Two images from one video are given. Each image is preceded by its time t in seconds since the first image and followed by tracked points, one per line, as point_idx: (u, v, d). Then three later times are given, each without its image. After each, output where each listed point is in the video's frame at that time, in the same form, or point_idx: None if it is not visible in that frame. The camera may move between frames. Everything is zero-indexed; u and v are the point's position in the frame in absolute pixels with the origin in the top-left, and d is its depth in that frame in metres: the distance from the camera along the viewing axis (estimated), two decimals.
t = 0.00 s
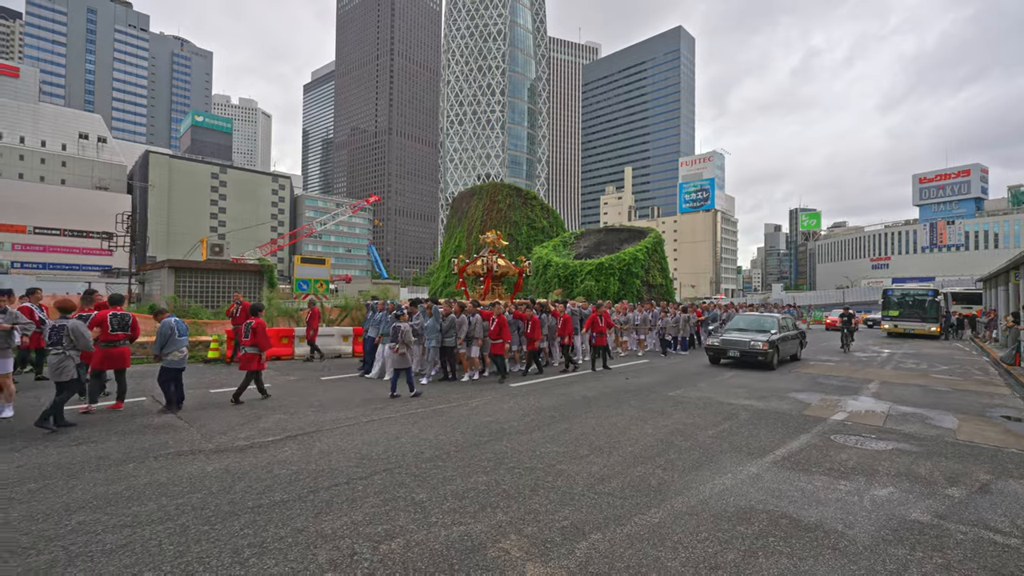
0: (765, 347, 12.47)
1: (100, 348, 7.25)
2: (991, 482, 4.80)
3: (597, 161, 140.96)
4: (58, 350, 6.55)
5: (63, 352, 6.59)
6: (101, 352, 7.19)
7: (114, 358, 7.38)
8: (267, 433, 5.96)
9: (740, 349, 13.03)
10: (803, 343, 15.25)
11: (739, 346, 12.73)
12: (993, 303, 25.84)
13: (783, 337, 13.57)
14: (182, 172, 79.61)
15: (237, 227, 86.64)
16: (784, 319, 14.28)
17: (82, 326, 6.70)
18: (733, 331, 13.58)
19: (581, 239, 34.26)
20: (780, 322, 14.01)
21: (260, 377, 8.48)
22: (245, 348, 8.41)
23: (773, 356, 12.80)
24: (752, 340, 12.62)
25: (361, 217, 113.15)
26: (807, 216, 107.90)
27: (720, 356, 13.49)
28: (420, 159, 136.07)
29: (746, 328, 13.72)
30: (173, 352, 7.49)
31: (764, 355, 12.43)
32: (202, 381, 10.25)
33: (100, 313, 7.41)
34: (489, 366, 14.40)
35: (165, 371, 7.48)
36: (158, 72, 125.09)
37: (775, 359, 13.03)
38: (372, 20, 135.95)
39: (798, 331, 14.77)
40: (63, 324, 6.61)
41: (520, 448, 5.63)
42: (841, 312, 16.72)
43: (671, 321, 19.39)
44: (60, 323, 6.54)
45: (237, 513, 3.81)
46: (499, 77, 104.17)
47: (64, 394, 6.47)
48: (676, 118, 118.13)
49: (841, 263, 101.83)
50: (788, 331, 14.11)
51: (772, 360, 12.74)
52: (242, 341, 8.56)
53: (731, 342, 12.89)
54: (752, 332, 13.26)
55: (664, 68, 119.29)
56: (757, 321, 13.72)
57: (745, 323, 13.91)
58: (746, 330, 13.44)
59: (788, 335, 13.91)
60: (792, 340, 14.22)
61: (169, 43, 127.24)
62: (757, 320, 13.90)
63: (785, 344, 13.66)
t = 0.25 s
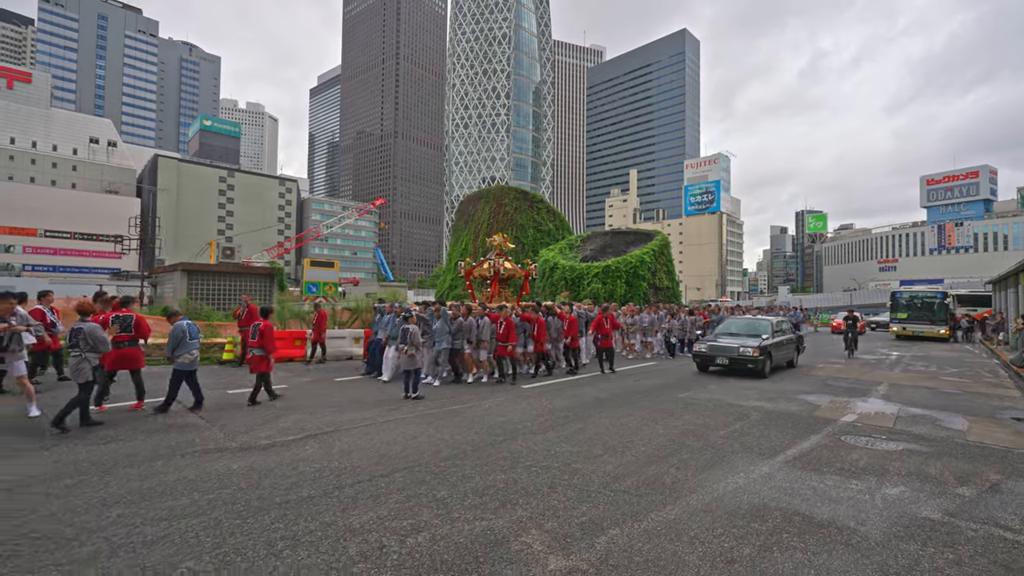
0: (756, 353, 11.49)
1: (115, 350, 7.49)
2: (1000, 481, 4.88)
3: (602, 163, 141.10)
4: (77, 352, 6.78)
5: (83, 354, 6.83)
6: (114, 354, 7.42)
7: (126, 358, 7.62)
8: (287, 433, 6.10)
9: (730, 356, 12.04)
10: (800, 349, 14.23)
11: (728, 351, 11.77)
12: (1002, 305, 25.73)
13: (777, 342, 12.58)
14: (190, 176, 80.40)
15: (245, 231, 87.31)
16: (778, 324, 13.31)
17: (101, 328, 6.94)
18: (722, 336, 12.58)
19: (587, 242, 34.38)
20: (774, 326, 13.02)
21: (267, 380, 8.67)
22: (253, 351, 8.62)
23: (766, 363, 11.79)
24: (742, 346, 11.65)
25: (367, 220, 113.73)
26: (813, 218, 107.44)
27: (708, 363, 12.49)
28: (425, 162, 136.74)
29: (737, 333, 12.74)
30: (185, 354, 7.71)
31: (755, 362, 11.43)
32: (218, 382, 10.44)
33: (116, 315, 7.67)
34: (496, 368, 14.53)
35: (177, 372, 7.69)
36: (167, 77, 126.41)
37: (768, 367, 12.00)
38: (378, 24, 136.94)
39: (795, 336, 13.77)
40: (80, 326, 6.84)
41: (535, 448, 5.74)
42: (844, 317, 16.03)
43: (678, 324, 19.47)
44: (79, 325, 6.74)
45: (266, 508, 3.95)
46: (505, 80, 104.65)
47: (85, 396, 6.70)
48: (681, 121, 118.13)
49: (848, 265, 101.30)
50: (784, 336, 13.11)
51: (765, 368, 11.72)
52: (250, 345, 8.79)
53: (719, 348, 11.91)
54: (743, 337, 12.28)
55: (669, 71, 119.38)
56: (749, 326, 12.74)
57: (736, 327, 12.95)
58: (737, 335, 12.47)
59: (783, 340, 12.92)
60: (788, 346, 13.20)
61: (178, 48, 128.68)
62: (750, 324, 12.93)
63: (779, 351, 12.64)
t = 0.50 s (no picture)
0: (744, 360, 10.55)
1: (126, 353, 7.69)
2: (1009, 481, 4.95)
3: (608, 166, 141.19)
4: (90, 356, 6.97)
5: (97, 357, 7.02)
6: (126, 357, 7.62)
7: (136, 360, 7.81)
8: (307, 432, 6.26)
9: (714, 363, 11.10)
10: (796, 354, 13.24)
11: (712, 359, 10.86)
12: (1012, 308, 25.54)
13: (769, 347, 11.63)
14: (198, 180, 81.14)
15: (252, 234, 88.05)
16: (771, 328, 12.38)
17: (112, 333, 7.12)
18: (709, 341, 11.68)
19: (593, 245, 34.47)
20: (766, 331, 12.03)
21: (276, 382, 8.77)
22: (264, 353, 8.76)
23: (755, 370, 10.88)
24: (727, 352, 10.72)
25: (373, 223, 114.39)
26: (820, 221, 106.93)
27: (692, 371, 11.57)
28: (430, 166, 137.28)
29: (726, 337, 11.80)
30: (194, 356, 7.86)
31: (741, 370, 10.50)
32: (234, 383, 10.61)
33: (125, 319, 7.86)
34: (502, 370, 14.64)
35: (187, 374, 7.85)
36: (175, 82, 127.76)
37: (757, 375, 11.02)
38: (383, 28, 137.75)
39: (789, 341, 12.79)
40: (92, 332, 7.04)
41: (549, 447, 5.85)
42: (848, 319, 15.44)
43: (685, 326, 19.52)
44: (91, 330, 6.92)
45: (294, 504, 4.09)
46: (510, 83, 105.00)
47: (101, 400, 6.92)
48: (686, 123, 118.06)
49: (856, 268, 100.69)
50: (776, 341, 12.17)
51: (754, 376, 10.80)
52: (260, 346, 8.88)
53: (704, 355, 11.02)
54: (730, 342, 11.34)
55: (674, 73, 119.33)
56: (739, 330, 11.79)
57: (725, 331, 12.03)
58: (724, 340, 11.54)
59: (775, 345, 11.98)
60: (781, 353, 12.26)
61: (187, 54, 130.10)
62: (741, 327, 11.98)
63: (771, 358, 11.71)
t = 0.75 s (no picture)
0: (729, 367, 9.50)
1: (141, 353, 7.93)
2: None
3: (614, 168, 140.97)
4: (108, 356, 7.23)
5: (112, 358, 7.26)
6: (140, 358, 7.85)
7: (150, 361, 8.06)
8: (328, 432, 6.41)
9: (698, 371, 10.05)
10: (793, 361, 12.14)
11: (695, 366, 9.82)
12: None
13: (760, 353, 10.55)
14: (209, 183, 82.03)
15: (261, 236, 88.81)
16: (764, 332, 11.29)
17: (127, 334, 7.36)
18: (694, 346, 10.63)
19: (602, 246, 34.53)
20: (757, 333, 10.93)
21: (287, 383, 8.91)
22: (276, 354, 8.93)
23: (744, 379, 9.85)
24: (711, 358, 9.68)
25: (381, 225, 115.06)
26: (829, 222, 106.08)
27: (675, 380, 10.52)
28: (437, 168, 137.77)
29: (713, 341, 10.73)
30: (206, 357, 8.05)
31: (726, 379, 9.44)
32: (250, 384, 10.80)
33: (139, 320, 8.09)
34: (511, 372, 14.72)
35: (200, 374, 8.05)
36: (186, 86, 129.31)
37: (746, 384, 9.96)
38: (391, 32, 138.56)
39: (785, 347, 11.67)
40: (109, 332, 7.29)
41: (565, 448, 5.93)
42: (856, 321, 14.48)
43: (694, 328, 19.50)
44: (107, 332, 7.17)
45: (321, 500, 4.23)
46: (516, 86, 105.31)
47: (118, 399, 7.16)
48: (694, 124, 117.70)
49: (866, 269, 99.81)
50: (770, 346, 11.07)
51: (742, 385, 9.77)
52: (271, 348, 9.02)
53: (686, 361, 9.97)
54: (716, 347, 10.28)
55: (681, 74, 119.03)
56: (728, 333, 10.70)
57: (713, 334, 10.95)
58: (710, 344, 10.47)
59: (768, 351, 10.88)
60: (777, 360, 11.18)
61: (197, 58, 131.54)
62: (730, 330, 10.90)
63: (763, 364, 10.63)
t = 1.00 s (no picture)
0: (706, 373, 8.49)
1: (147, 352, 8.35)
2: None
3: (619, 168, 140.79)
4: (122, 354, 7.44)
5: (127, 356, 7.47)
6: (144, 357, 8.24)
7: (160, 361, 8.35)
8: (346, 430, 6.52)
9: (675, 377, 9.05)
10: (782, 365, 11.16)
11: (669, 371, 8.80)
12: None
13: (743, 358, 9.55)
14: (215, 183, 82.51)
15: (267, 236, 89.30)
16: (750, 334, 10.31)
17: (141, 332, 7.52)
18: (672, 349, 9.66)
19: (608, 246, 34.60)
20: (742, 336, 9.93)
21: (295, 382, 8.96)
22: (283, 353, 9.01)
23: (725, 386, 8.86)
24: (686, 364, 8.67)
25: (386, 226, 115.38)
26: (835, 222, 105.49)
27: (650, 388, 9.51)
28: (442, 168, 138.04)
29: (693, 344, 9.74)
30: (217, 357, 8.16)
31: (702, 387, 8.41)
32: (264, 383, 10.94)
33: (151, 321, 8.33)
34: (518, 371, 14.77)
35: (209, 374, 8.18)
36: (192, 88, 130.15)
37: (727, 393, 8.92)
38: (395, 33, 138.92)
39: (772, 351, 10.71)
40: (124, 332, 7.47)
41: (581, 447, 5.99)
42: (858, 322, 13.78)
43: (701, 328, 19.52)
44: (121, 332, 7.34)
45: (346, 495, 4.33)
46: (521, 86, 105.38)
47: (131, 396, 7.33)
48: (698, 124, 117.45)
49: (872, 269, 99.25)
50: (756, 350, 10.08)
51: (722, 393, 8.77)
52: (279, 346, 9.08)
53: (659, 366, 8.95)
54: (695, 350, 9.28)
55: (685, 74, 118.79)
56: (709, 335, 9.72)
57: (693, 337, 9.97)
58: (688, 348, 9.47)
59: (753, 355, 9.89)
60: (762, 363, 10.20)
61: (203, 59, 132.16)
62: (712, 332, 9.90)
63: (748, 370, 9.62)
